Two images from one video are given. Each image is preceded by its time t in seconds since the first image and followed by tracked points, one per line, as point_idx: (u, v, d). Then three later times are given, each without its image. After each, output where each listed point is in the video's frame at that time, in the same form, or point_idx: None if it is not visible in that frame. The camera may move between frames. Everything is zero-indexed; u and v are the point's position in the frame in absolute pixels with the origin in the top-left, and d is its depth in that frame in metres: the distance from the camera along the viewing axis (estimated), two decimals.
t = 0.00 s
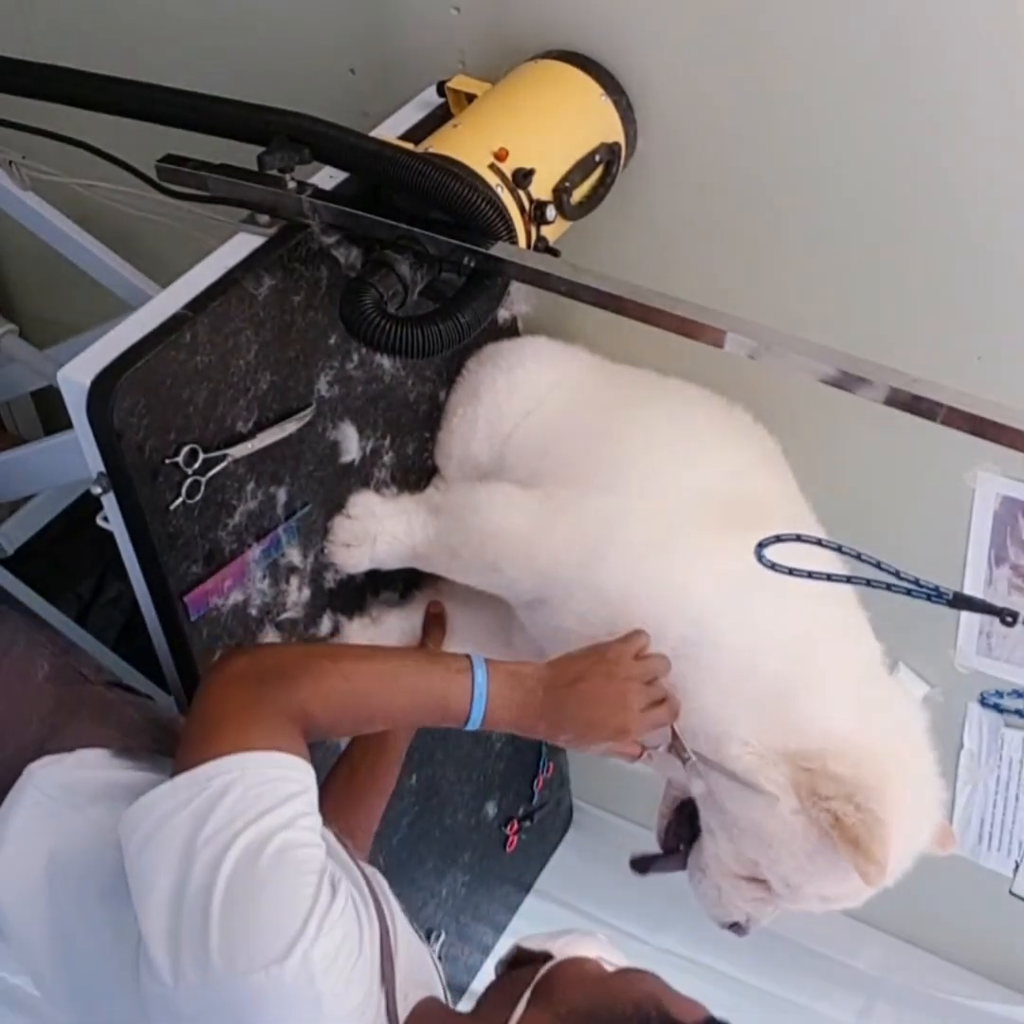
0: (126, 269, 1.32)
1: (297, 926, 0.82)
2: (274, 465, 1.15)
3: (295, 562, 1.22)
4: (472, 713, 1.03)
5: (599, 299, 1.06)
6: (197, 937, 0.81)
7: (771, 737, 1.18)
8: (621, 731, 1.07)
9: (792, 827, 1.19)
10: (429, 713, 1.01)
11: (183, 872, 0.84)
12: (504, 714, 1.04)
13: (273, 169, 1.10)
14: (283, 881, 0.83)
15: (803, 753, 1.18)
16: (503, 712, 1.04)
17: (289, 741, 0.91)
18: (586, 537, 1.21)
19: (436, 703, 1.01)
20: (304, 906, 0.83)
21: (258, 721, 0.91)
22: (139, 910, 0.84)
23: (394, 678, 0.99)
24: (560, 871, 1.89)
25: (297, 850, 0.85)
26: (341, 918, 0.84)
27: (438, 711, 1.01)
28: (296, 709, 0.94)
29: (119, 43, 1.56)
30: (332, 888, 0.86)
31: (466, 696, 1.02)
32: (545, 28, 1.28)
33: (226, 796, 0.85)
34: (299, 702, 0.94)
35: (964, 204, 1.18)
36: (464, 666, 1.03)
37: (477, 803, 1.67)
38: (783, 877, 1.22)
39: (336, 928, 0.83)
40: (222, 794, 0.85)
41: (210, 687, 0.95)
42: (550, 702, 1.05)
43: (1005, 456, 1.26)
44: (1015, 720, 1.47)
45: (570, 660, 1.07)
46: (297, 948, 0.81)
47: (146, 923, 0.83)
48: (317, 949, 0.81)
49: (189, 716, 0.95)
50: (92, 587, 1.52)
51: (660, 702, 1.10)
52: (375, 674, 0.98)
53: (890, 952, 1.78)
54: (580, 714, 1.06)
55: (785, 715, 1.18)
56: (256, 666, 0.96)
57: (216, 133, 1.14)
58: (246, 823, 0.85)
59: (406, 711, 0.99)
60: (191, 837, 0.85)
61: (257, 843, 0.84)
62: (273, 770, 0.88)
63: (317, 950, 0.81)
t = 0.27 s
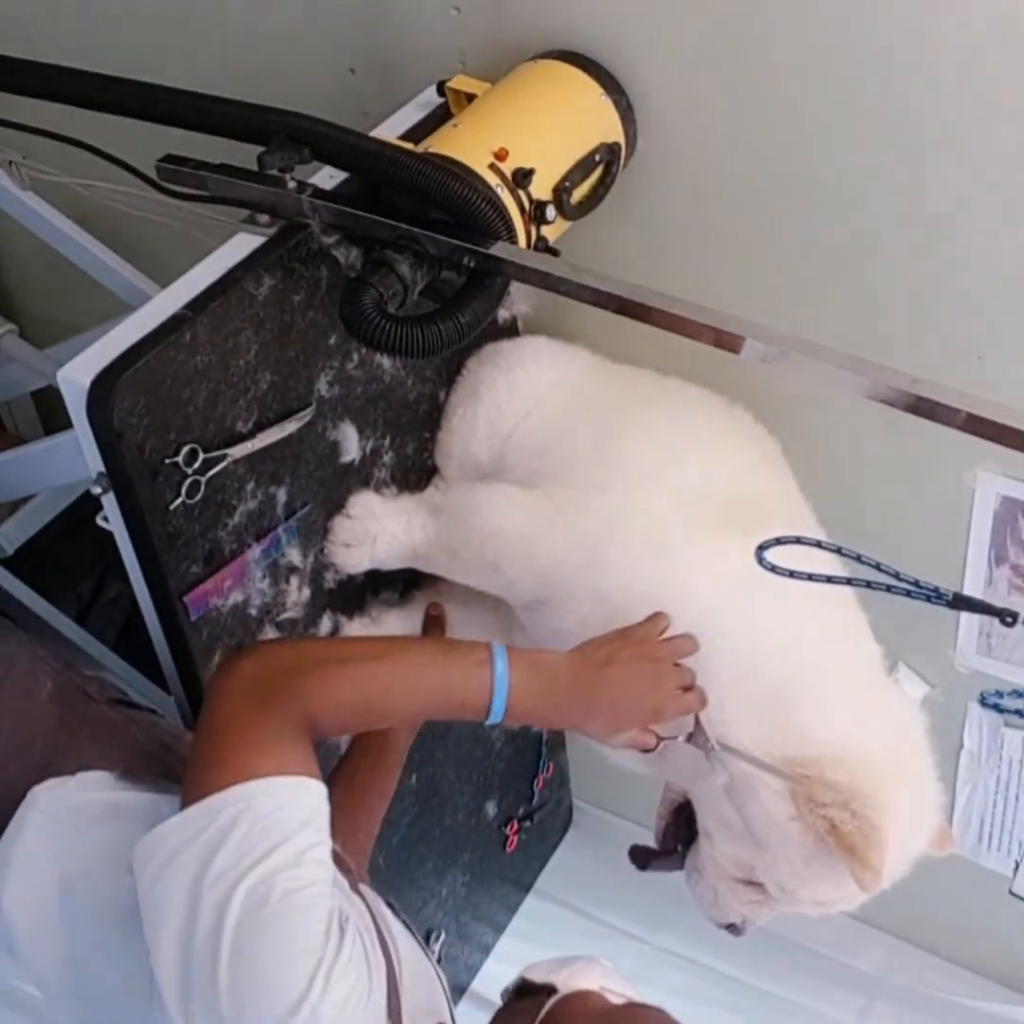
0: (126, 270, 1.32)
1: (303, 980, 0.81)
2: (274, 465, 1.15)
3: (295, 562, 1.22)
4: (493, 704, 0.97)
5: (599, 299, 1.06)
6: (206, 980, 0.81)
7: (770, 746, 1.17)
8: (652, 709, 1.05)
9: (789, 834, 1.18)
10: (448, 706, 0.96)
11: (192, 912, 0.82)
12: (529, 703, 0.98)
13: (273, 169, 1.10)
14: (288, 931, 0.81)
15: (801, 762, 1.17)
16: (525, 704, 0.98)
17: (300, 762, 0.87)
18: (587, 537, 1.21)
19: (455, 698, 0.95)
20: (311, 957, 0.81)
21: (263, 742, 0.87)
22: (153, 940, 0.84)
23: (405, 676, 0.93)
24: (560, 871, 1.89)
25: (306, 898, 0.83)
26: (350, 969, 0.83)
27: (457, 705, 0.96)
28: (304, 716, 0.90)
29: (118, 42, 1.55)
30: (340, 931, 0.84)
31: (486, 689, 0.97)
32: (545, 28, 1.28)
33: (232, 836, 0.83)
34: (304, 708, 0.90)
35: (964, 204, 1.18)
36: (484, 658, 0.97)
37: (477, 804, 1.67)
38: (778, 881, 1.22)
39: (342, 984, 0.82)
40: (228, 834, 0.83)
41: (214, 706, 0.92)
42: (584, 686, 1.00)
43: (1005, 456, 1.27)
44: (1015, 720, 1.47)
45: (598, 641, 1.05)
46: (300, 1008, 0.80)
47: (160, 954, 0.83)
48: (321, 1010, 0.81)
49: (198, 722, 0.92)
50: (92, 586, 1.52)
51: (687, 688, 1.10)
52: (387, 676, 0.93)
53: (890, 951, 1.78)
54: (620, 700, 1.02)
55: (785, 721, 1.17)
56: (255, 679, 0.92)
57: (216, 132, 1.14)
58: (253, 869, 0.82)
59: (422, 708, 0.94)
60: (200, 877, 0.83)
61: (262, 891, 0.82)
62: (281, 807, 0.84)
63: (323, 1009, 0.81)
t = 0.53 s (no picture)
0: (126, 270, 1.32)
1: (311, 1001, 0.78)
2: (274, 465, 1.15)
3: (295, 562, 1.22)
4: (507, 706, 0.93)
5: (599, 299, 1.06)
6: (218, 1004, 0.79)
7: (769, 746, 1.18)
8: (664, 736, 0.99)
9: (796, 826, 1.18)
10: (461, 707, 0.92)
11: (202, 934, 0.80)
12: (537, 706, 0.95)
13: (273, 168, 1.10)
14: (298, 949, 0.79)
15: (801, 761, 1.17)
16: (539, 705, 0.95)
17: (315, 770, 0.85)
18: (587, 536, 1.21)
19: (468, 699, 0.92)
20: (321, 978, 0.79)
21: (275, 751, 0.84)
22: (165, 961, 0.82)
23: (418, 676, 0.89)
24: (560, 871, 1.89)
25: (318, 918, 0.80)
26: (364, 991, 0.80)
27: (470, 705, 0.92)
28: (314, 715, 0.87)
29: (118, 42, 1.55)
30: (353, 950, 0.81)
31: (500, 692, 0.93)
32: (545, 27, 1.28)
33: (242, 853, 0.81)
34: (315, 708, 0.87)
35: (964, 205, 1.18)
36: (501, 659, 0.93)
37: (477, 804, 1.67)
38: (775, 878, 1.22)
39: (355, 1009, 0.79)
40: (239, 851, 0.81)
41: (221, 693, 0.88)
42: (603, 692, 0.96)
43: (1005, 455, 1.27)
44: (1015, 720, 1.47)
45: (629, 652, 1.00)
46: None
47: (171, 976, 0.81)
48: None
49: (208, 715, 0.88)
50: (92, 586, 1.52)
51: (688, 720, 1.01)
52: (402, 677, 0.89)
53: (890, 951, 1.78)
54: (622, 715, 0.96)
55: (784, 720, 1.17)
56: (265, 669, 0.88)
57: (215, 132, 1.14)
58: (264, 889, 0.80)
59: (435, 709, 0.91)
60: (210, 897, 0.81)
61: (274, 910, 0.80)
62: (294, 820, 0.81)
63: None
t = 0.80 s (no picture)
0: (126, 270, 1.31)
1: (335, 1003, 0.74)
2: (274, 465, 1.15)
3: (295, 562, 1.21)
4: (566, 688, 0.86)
5: (598, 300, 1.06)
6: (238, 1001, 0.75)
7: (779, 736, 1.17)
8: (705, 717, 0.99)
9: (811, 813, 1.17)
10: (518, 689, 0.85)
11: (228, 925, 0.76)
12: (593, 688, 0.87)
13: (273, 168, 1.10)
14: (325, 948, 0.75)
15: (812, 746, 1.17)
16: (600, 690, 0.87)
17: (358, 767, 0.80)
18: (586, 536, 1.21)
19: (526, 682, 0.84)
20: (345, 980, 0.75)
21: (316, 747, 0.79)
22: (186, 948, 0.78)
23: (471, 664, 0.82)
24: (560, 871, 1.89)
25: (346, 921, 0.76)
26: (386, 1000, 0.77)
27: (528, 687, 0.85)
28: (360, 704, 0.81)
29: (118, 42, 1.55)
30: (376, 951, 0.78)
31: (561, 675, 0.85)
32: (545, 27, 1.28)
33: (277, 844, 0.76)
34: (364, 697, 0.81)
35: (964, 204, 1.18)
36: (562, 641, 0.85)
37: (477, 804, 1.66)
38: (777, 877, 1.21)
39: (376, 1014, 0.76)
40: (273, 842, 0.76)
41: (273, 670, 0.82)
42: (642, 689, 0.87)
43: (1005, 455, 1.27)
44: (1015, 720, 1.47)
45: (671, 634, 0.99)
46: None
47: (191, 963, 0.78)
48: None
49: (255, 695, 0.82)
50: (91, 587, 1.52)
51: (738, 701, 0.90)
52: (457, 662, 0.82)
53: (889, 951, 1.78)
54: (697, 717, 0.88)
55: (791, 714, 1.18)
56: (310, 655, 0.81)
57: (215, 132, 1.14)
58: (294, 885, 0.76)
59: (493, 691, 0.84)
60: (238, 887, 0.77)
61: (302, 910, 0.76)
62: (330, 819, 0.77)
63: None
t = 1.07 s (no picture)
0: (125, 269, 1.31)
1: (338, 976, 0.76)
2: (273, 464, 1.14)
3: (295, 562, 1.21)
4: (563, 668, 0.89)
5: (599, 299, 1.06)
6: (240, 973, 0.76)
7: (785, 709, 1.18)
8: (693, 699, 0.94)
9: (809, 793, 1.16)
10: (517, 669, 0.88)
11: (231, 897, 0.77)
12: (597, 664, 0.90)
13: (272, 168, 1.10)
14: (328, 923, 0.76)
15: (819, 718, 1.18)
16: (604, 666, 0.90)
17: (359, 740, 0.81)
18: (587, 536, 1.21)
19: (523, 661, 0.87)
20: (347, 954, 0.76)
21: (319, 714, 0.80)
22: (189, 922, 0.79)
23: (473, 641, 0.85)
24: (560, 871, 1.89)
25: (348, 895, 0.77)
26: (387, 970, 0.78)
27: (525, 667, 0.88)
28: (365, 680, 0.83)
29: (117, 41, 1.55)
30: (379, 925, 0.79)
31: (557, 654, 0.88)
32: (546, 27, 1.28)
33: (281, 819, 0.77)
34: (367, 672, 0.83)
35: (965, 204, 1.18)
36: (559, 622, 0.88)
37: (477, 805, 1.66)
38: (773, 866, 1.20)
39: (378, 986, 0.77)
40: (277, 817, 0.77)
41: (275, 649, 0.84)
42: (654, 666, 0.92)
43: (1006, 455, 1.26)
44: (1016, 720, 1.46)
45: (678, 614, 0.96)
46: (334, 1012, 0.76)
47: (192, 933, 0.78)
48: (353, 1018, 0.76)
49: (256, 676, 0.84)
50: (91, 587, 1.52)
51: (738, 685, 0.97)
52: (460, 639, 0.84)
53: (889, 952, 1.78)
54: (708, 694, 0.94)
55: (794, 694, 1.18)
56: (314, 634, 0.83)
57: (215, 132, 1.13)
58: (297, 859, 0.77)
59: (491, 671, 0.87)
60: (241, 861, 0.77)
61: (305, 885, 0.77)
62: (333, 794, 0.78)
63: (356, 1016, 0.76)
